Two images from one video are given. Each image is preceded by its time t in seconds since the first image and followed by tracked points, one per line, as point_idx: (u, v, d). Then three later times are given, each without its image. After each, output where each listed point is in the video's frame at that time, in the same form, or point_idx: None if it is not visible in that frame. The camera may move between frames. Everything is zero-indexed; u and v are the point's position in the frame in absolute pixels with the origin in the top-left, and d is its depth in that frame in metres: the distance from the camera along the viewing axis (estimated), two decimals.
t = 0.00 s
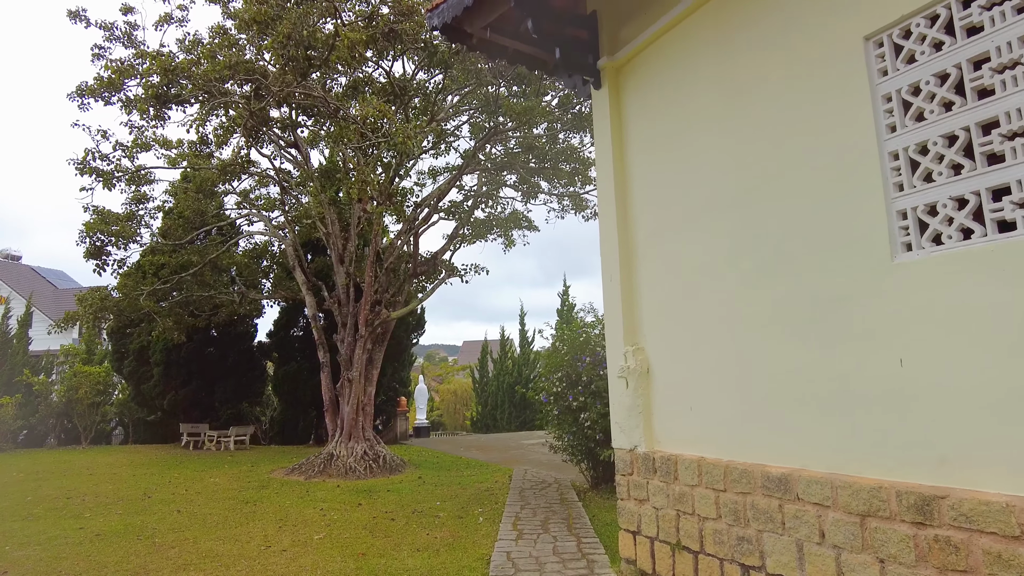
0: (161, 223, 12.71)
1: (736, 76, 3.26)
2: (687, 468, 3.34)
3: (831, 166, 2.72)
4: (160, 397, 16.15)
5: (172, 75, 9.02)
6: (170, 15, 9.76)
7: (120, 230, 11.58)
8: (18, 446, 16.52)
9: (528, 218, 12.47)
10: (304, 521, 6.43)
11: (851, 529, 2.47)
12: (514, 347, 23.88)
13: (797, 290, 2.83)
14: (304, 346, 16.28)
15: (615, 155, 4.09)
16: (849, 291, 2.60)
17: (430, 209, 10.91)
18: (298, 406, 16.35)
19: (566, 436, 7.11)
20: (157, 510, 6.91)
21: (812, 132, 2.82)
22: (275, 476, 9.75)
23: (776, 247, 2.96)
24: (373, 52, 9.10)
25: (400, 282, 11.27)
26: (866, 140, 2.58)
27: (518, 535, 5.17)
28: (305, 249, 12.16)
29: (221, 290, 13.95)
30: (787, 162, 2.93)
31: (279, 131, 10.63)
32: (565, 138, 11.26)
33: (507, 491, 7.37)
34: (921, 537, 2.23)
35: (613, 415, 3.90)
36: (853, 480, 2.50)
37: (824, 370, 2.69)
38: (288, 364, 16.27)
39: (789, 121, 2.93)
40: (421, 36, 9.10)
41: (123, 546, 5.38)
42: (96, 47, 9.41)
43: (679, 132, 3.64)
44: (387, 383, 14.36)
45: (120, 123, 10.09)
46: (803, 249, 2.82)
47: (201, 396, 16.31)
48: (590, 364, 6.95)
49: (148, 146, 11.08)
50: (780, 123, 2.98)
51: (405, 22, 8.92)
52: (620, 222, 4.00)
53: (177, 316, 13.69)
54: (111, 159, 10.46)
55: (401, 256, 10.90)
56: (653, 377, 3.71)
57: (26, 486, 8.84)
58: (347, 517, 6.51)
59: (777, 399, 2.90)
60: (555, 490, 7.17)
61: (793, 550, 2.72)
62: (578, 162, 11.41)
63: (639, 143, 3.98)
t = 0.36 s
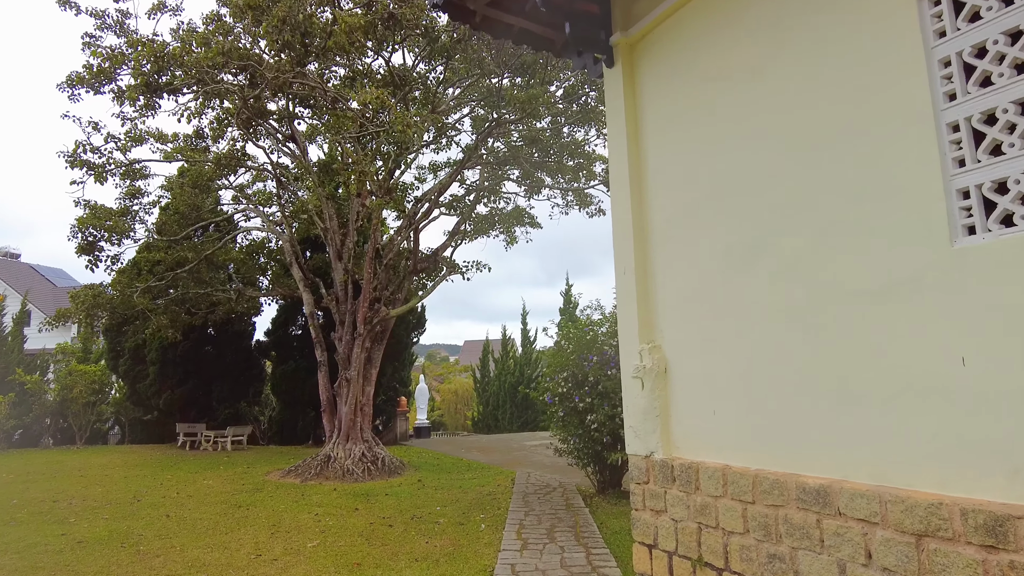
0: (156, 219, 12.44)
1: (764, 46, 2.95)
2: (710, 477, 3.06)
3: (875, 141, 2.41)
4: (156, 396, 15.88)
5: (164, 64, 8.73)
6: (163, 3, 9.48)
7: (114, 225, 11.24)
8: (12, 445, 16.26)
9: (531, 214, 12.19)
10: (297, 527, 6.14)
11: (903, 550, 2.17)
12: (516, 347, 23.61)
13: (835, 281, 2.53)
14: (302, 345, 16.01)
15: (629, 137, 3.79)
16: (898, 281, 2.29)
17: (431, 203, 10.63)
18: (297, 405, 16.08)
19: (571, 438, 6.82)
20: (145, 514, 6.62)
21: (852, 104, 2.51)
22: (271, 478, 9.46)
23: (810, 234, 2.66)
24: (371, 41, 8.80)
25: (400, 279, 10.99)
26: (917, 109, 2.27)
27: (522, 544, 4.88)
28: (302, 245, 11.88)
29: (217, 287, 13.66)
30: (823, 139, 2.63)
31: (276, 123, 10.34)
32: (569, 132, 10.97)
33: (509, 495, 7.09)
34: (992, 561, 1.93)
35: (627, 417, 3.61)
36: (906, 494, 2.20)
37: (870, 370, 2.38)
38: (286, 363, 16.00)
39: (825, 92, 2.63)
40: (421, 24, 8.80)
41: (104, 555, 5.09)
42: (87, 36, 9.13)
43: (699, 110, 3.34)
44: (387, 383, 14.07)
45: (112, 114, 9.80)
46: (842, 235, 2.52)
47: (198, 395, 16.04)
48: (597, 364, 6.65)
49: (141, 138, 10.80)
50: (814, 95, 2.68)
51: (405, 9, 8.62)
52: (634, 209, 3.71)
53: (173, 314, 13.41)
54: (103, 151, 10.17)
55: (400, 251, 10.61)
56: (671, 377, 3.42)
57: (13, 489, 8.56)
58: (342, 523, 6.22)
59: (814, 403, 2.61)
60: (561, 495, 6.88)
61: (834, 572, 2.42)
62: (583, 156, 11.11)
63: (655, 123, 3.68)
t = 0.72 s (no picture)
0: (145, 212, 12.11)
1: None
2: (732, 475, 2.77)
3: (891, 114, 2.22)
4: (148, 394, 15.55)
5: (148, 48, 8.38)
6: None
7: (101, 218, 10.87)
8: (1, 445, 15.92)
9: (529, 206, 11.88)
10: (287, 529, 5.84)
11: (966, 560, 1.87)
12: (515, 344, 23.31)
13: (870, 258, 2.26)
14: (297, 341, 15.71)
15: (638, 108, 3.49)
16: (941, 259, 2.04)
17: (427, 194, 10.32)
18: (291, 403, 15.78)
19: (573, 435, 6.52)
20: (127, 517, 6.30)
21: (881, 64, 2.26)
22: (262, 477, 9.16)
23: (812, 220, 2.50)
24: (364, 23, 8.46)
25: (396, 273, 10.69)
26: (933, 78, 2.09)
27: (523, 548, 4.58)
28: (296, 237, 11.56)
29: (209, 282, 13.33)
30: (837, 112, 2.42)
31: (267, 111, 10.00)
32: (569, 121, 10.65)
33: (508, 495, 6.79)
34: None
35: (636, 410, 3.33)
36: (967, 494, 1.90)
37: (896, 360, 2.16)
38: (280, 360, 15.69)
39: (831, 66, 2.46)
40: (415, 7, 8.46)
41: (78, 560, 4.79)
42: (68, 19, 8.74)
43: (715, 77, 3.04)
44: (383, 380, 13.78)
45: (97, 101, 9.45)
46: (872, 211, 2.26)
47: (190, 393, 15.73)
48: (600, 358, 6.35)
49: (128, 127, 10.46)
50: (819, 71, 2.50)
51: None
52: (643, 185, 3.41)
53: (164, 310, 13.07)
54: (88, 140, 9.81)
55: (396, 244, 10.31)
56: (686, 367, 3.12)
57: None
58: (333, 525, 5.91)
59: (850, 393, 2.32)
60: (562, 494, 6.58)
61: None
62: (583, 147, 10.80)
63: (667, 92, 3.37)
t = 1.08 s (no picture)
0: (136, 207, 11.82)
1: None
2: (757, 488, 2.48)
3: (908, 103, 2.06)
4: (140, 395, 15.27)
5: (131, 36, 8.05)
6: None
7: (88, 214, 10.56)
8: None
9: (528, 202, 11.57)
10: (274, 538, 5.56)
11: None
12: (515, 343, 23.00)
13: (922, 246, 1.99)
14: (292, 341, 15.43)
15: (648, 85, 3.18)
16: (1012, 245, 1.77)
17: (423, 188, 10.03)
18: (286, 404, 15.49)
19: (576, 438, 6.23)
20: (108, 524, 6.02)
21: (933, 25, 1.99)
22: (253, 481, 8.87)
23: (813, 216, 2.36)
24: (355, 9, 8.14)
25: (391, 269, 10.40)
26: (976, 52, 1.88)
27: (523, 560, 4.30)
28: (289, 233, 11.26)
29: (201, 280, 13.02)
30: (879, 83, 2.15)
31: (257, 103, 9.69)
32: (569, 115, 10.33)
33: (508, 500, 6.51)
34: None
35: (646, 413, 3.06)
36: None
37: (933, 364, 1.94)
38: (275, 360, 15.41)
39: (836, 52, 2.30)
40: None
41: (50, 573, 4.50)
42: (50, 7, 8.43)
43: (733, 48, 2.76)
44: (380, 381, 13.50)
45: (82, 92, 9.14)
46: (923, 193, 1.99)
47: (183, 394, 15.44)
48: (604, 357, 6.07)
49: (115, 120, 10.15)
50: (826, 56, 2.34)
51: None
52: (653, 169, 3.11)
53: (156, 309, 12.78)
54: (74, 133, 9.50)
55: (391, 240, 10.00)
56: (702, 369, 2.83)
57: None
58: (323, 534, 5.63)
59: (898, 398, 2.04)
60: (564, 500, 6.30)
61: None
62: (583, 140, 10.48)
63: (681, 67, 3.06)
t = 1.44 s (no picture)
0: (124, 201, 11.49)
1: None
2: (793, 499, 2.18)
3: (930, 76, 1.91)
4: (132, 394, 14.95)
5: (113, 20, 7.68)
6: None
7: (75, 207, 10.23)
8: None
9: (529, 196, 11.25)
10: (260, 545, 5.25)
11: None
12: (515, 342, 22.67)
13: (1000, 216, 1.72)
14: (287, 339, 15.12)
15: (666, 59, 2.93)
16: None
17: (420, 180, 9.71)
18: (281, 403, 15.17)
19: (580, 439, 5.91)
20: (85, 530, 5.71)
21: None
22: (243, 483, 8.55)
23: (826, 199, 2.21)
24: None
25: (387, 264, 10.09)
26: None
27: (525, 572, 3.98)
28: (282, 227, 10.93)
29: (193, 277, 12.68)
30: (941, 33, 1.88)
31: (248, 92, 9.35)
32: (571, 105, 9.99)
33: (508, 505, 6.19)
34: None
35: (662, 413, 2.78)
36: None
37: (986, 355, 1.73)
38: (269, 358, 15.09)
39: (843, 28, 2.18)
40: None
41: None
42: None
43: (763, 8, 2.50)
44: (377, 380, 13.20)
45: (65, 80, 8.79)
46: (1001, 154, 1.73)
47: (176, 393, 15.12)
48: (609, 354, 5.76)
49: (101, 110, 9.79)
50: (836, 31, 2.20)
51: None
52: (672, 144, 2.85)
53: (146, 307, 12.43)
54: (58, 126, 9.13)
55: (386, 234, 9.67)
56: (727, 363, 2.55)
57: None
58: (312, 540, 5.32)
59: (962, 394, 1.77)
60: (567, 504, 5.98)
61: None
62: (586, 132, 10.12)
63: (703, 39, 2.81)
